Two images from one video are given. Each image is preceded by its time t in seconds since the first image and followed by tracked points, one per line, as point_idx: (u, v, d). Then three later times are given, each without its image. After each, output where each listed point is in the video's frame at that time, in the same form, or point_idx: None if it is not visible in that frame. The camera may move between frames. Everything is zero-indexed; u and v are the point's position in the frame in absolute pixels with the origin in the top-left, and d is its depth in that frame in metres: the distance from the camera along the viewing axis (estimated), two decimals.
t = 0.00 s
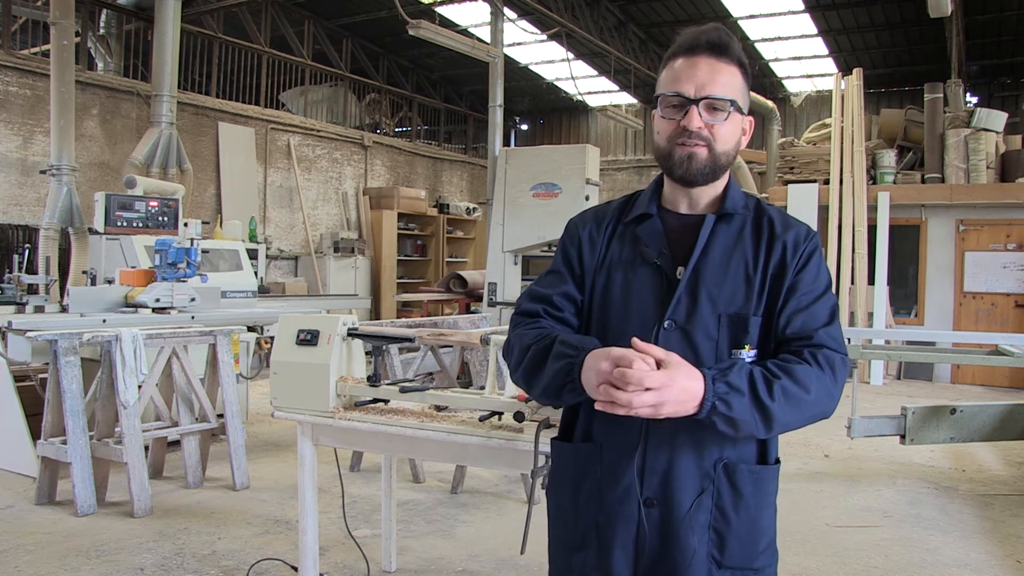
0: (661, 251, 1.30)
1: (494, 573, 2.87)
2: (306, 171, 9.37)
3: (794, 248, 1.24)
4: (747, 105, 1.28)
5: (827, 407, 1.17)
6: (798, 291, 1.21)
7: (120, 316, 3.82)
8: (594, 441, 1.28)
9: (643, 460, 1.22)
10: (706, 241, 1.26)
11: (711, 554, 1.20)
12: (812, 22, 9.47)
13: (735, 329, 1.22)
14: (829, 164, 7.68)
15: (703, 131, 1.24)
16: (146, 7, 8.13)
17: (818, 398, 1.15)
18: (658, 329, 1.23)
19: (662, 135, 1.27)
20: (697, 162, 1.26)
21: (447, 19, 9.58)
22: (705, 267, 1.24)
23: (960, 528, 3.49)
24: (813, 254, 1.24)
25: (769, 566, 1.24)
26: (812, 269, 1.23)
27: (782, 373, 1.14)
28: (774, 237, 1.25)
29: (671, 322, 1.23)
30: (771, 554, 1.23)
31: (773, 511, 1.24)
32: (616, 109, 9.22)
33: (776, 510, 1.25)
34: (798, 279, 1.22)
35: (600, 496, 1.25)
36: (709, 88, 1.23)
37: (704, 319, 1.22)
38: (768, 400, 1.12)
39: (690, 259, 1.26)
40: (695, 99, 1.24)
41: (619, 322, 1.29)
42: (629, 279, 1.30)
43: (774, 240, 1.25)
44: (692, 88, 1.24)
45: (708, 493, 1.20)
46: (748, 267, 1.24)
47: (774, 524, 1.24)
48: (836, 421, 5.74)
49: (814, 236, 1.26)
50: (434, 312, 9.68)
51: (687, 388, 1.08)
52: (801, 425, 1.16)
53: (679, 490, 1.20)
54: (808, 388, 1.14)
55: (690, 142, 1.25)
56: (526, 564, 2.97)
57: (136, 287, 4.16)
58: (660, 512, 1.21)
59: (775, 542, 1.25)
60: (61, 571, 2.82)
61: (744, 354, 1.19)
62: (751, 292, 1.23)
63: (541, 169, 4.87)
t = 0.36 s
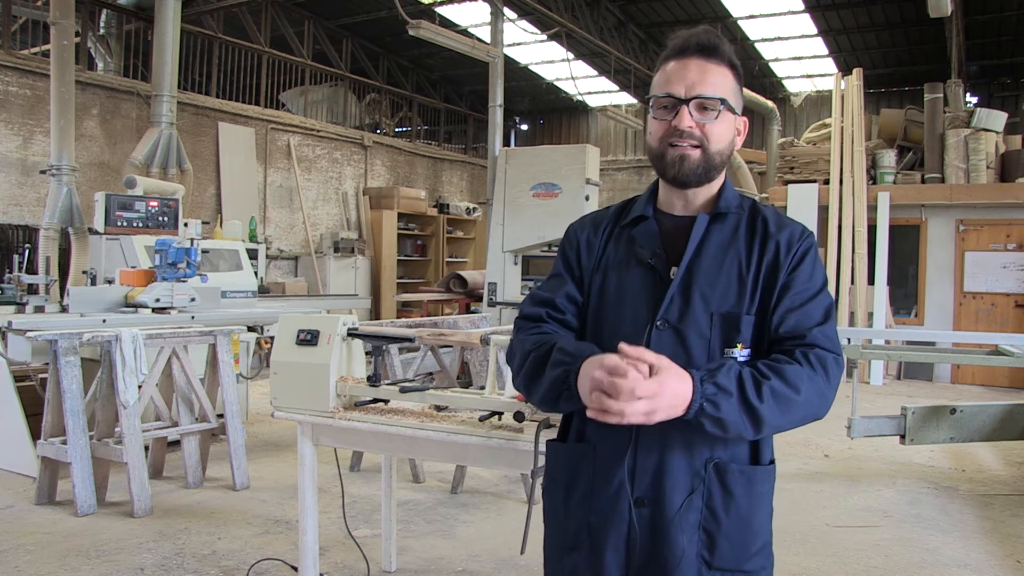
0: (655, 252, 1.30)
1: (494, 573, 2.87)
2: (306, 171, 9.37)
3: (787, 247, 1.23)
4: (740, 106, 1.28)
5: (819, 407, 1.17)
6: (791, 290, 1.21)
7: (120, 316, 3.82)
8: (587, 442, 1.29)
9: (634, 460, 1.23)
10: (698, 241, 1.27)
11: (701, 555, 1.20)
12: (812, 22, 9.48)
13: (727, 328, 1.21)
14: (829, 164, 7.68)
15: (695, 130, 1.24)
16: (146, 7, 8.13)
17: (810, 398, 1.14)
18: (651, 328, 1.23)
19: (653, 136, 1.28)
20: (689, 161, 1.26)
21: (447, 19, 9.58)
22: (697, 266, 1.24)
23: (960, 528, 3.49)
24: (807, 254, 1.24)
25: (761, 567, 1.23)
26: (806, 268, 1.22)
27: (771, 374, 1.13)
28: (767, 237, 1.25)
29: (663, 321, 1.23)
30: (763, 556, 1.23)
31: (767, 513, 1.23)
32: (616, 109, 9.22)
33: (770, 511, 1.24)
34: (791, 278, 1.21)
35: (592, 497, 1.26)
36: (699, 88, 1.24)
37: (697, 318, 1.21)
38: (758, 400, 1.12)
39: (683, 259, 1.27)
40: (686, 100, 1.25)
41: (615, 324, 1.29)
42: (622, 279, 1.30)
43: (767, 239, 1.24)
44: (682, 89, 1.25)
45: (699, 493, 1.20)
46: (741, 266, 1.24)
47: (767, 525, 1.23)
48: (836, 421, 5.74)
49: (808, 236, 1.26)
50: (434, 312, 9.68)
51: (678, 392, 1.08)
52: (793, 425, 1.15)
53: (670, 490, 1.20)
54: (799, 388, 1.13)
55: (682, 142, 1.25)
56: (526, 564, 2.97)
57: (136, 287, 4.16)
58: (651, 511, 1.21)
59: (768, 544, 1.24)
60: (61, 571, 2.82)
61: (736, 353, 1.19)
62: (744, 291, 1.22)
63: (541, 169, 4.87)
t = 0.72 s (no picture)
0: (653, 252, 1.30)
1: (494, 573, 2.87)
2: (306, 171, 9.37)
3: (786, 247, 1.23)
4: (732, 102, 1.28)
5: (819, 408, 1.17)
6: (791, 290, 1.21)
7: (120, 316, 3.82)
8: (585, 443, 1.29)
9: (633, 461, 1.23)
10: (697, 241, 1.27)
11: (701, 556, 1.20)
12: (812, 22, 9.48)
13: (726, 329, 1.21)
14: (829, 164, 7.68)
15: (688, 128, 1.24)
16: (147, 7, 8.13)
17: (810, 398, 1.14)
18: (649, 329, 1.23)
19: (646, 136, 1.28)
20: (684, 159, 1.26)
21: (447, 19, 9.58)
22: (696, 268, 1.24)
23: (960, 528, 3.49)
24: (807, 254, 1.24)
25: (761, 568, 1.23)
26: (805, 268, 1.22)
27: (772, 373, 1.13)
28: (766, 237, 1.25)
29: (662, 322, 1.23)
30: (763, 556, 1.23)
31: (766, 513, 1.23)
32: (616, 109, 9.21)
33: (769, 512, 1.24)
34: (791, 279, 1.21)
35: (591, 497, 1.26)
36: (690, 85, 1.24)
37: (695, 318, 1.21)
38: (758, 399, 1.12)
39: (681, 259, 1.27)
40: (677, 98, 1.25)
41: (612, 325, 1.29)
42: (619, 280, 1.30)
43: (766, 239, 1.24)
44: (673, 88, 1.25)
45: (698, 495, 1.20)
46: (740, 267, 1.24)
47: (766, 526, 1.23)
48: (836, 421, 5.75)
49: (807, 236, 1.26)
50: (434, 312, 9.68)
51: (678, 392, 1.08)
52: (794, 425, 1.15)
53: (669, 490, 1.20)
54: (800, 388, 1.13)
55: (675, 139, 1.25)
56: (525, 564, 2.97)
57: (136, 287, 4.16)
58: (650, 513, 1.21)
59: (767, 545, 1.24)
60: (61, 571, 2.82)
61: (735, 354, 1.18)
62: (743, 292, 1.22)
63: (541, 169, 4.87)
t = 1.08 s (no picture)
0: (650, 252, 1.30)
1: (494, 573, 2.87)
2: (306, 171, 9.37)
3: (784, 247, 1.23)
4: (726, 100, 1.28)
5: (819, 407, 1.17)
6: (790, 290, 1.21)
7: (120, 316, 3.82)
8: (583, 445, 1.29)
9: (631, 462, 1.23)
10: (695, 241, 1.26)
11: (700, 557, 1.20)
12: (812, 22, 9.48)
13: (724, 329, 1.21)
14: (829, 164, 7.68)
15: (680, 127, 1.24)
16: (147, 7, 8.13)
17: (810, 397, 1.14)
18: (647, 330, 1.23)
19: (640, 136, 1.28)
20: (677, 157, 1.25)
21: (447, 19, 9.58)
22: (694, 268, 1.24)
23: (960, 528, 3.49)
24: (805, 254, 1.24)
25: (760, 568, 1.23)
26: (804, 268, 1.22)
27: (772, 373, 1.13)
28: (764, 236, 1.25)
29: (660, 323, 1.22)
30: (762, 556, 1.23)
31: (765, 514, 1.23)
32: (617, 109, 9.21)
33: (768, 512, 1.24)
34: (790, 279, 1.21)
35: (590, 499, 1.26)
36: (682, 84, 1.25)
37: (693, 319, 1.21)
38: (756, 398, 1.12)
39: (679, 260, 1.26)
40: (669, 97, 1.25)
41: (609, 326, 1.29)
42: (617, 282, 1.30)
43: (764, 239, 1.24)
44: (665, 87, 1.25)
45: (697, 495, 1.20)
46: (738, 267, 1.24)
47: (765, 526, 1.23)
48: (836, 421, 5.75)
49: (805, 235, 1.26)
50: (434, 312, 9.68)
51: (677, 386, 1.08)
52: (795, 424, 1.15)
53: (667, 491, 1.20)
54: (799, 388, 1.13)
55: (668, 138, 1.25)
56: (525, 564, 2.97)
57: (136, 287, 4.16)
58: (649, 514, 1.21)
59: (767, 545, 1.24)
60: (61, 571, 2.81)
61: (733, 354, 1.18)
62: (740, 293, 1.22)
63: (541, 169, 4.87)
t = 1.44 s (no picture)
0: (648, 253, 1.30)
1: (494, 573, 2.87)
2: (306, 171, 9.37)
3: (780, 248, 1.23)
4: (724, 102, 1.28)
5: (814, 408, 1.17)
6: (786, 291, 1.21)
7: (120, 316, 3.82)
8: (580, 444, 1.29)
9: (628, 462, 1.23)
10: (692, 242, 1.26)
11: (697, 557, 1.20)
12: (812, 22, 9.47)
13: (721, 329, 1.21)
14: (829, 164, 7.68)
15: (678, 129, 1.24)
16: (147, 7, 8.13)
17: (805, 397, 1.14)
18: (644, 330, 1.23)
19: (639, 139, 1.28)
20: (675, 160, 1.25)
21: (447, 19, 9.58)
22: (691, 269, 1.24)
23: (960, 528, 3.49)
24: (802, 254, 1.24)
25: (756, 568, 1.23)
26: (800, 269, 1.22)
27: (767, 372, 1.14)
28: (760, 238, 1.25)
29: (657, 323, 1.22)
30: (758, 556, 1.23)
31: (761, 513, 1.23)
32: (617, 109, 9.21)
33: (765, 513, 1.24)
34: (786, 279, 1.21)
35: (586, 498, 1.26)
36: (679, 86, 1.24)
37: (690, 319, 1.21)
38: (750, 396, 1.12)
39: (676, 261, 1.26)
40: (667, 99, 1.25)
41: (607, 326, 1.29)
42: (615, 281, 1.30)
43: (760, 240, 1.25)
44: (662, 89, 1.25)
45: (694, 494, 1.20)
46: (734, 268, 1.24)
47: (761, 526, 1.23)
48: (836, 421, 5.74)
49: (802, 236, 1.26)
50: (434, 312, 9.68)
51: (673, 385, 1.07)
52: (789, 424, 1.15)
53: (663, 491, 1.20)
54: (794, 387, 1.13)
55: (666, 141, 1.25)
56: (525, 564, 2.97)
57: (136, 287, 4.15)
58: (645, 513, 1.21)
59: (763, 544, 1.24)
60: (61, 571, 2.82)
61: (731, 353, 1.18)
62: (737, 293, 1.22)
63: (541, 169, 4.87)
